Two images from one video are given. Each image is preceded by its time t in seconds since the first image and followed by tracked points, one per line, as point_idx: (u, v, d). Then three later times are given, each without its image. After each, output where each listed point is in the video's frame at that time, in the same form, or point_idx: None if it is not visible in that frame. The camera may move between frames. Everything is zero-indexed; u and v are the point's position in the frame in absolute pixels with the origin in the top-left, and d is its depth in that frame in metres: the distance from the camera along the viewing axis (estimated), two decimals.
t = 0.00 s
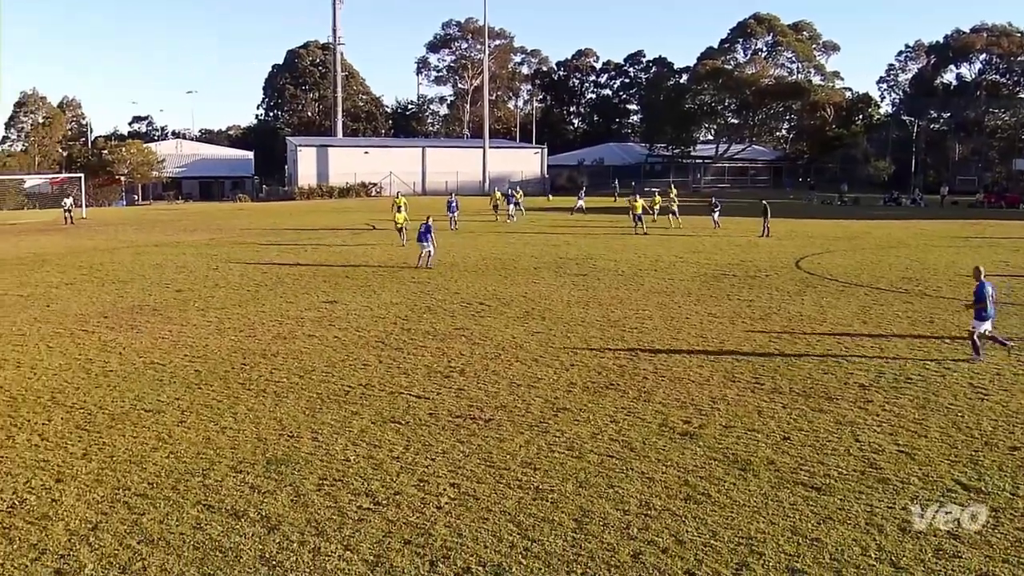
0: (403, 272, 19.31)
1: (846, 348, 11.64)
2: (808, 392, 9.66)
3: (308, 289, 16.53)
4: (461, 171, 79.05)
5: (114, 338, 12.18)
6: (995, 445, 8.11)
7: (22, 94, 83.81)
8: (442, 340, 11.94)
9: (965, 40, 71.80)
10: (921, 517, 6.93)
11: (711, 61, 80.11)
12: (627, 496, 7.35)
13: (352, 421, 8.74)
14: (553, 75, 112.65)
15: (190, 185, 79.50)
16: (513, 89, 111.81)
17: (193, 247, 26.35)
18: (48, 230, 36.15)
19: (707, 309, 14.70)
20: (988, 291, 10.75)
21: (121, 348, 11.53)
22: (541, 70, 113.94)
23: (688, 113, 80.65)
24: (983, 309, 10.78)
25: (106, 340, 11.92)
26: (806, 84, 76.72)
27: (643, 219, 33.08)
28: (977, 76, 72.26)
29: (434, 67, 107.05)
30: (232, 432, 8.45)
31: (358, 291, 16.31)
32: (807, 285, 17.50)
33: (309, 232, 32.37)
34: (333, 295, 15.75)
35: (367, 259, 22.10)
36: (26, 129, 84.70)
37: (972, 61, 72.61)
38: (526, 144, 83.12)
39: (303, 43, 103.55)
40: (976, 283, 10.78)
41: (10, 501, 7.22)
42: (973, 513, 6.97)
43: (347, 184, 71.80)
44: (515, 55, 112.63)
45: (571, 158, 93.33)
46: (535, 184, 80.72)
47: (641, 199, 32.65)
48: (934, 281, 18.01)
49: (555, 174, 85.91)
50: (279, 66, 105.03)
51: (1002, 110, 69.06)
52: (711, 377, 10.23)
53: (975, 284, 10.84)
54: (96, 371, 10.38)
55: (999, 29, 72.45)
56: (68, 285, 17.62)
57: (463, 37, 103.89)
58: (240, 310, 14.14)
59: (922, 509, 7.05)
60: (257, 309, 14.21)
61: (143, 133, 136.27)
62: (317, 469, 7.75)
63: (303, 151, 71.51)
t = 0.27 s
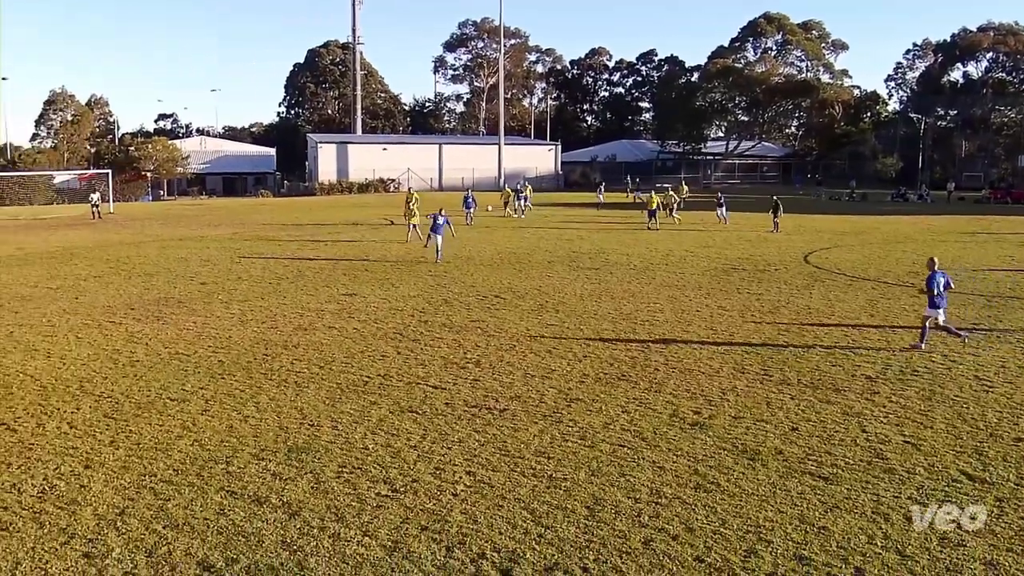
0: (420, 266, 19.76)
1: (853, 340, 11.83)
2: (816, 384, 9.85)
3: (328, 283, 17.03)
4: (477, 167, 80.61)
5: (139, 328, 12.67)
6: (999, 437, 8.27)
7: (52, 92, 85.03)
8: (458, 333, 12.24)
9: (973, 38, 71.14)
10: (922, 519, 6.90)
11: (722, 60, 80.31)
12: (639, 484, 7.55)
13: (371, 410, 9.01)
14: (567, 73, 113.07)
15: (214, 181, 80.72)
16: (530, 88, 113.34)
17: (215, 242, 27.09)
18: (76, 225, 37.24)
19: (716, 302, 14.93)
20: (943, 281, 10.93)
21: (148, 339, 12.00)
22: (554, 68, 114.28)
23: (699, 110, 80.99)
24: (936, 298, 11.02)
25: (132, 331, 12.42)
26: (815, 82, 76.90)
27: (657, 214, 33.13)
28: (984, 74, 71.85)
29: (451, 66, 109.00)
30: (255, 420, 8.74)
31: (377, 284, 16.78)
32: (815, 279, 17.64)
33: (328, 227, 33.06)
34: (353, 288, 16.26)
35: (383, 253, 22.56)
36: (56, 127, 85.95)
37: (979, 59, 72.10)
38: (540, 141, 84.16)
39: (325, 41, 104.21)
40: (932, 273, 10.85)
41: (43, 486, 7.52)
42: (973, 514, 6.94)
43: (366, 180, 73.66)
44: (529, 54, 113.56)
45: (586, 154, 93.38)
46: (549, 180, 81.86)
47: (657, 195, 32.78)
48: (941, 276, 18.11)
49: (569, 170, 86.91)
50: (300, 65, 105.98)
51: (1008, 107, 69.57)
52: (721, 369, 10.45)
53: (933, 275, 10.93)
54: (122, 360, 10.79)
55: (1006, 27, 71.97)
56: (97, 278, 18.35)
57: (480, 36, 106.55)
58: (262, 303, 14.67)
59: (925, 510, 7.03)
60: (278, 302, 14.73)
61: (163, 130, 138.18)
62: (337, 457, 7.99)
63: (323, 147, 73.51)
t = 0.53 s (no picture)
0: (438, 259, 20.29)
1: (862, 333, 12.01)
2: (825, 375, 10.07)
3: (350, 277, 17.59)
4: (494, 164, 82.68)
5: (167, 319, 13.26)
6: (1005, 427, 8.42)
7: (82, 91, 85.42)
8: (475, 326, 12.59)
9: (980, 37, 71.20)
10: (921, 519, 6.90)
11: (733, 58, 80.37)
12: (651, 472, 7.76)
13: (390, 400, 9.32)
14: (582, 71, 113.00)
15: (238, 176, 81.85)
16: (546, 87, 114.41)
17: (239, 237, 27.94)
18: (105, 221, 38.39)
19: (726, 294, 15.18)
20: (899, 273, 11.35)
21: (175, 329, 12.56)
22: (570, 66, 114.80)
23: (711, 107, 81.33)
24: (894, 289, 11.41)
25: (160, 321, 13.01)
26: (824, 79, 76.52)
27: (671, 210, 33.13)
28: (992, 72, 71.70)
29: (469, 64, 110.53)
30: (278, 408, 9.08)
31: (398, 278, 17.33)
32: (824, 273, 17.79)
33: (347, 221, 33.85)
34: (373, 281, 16.85)
35: (400, 247, 23.12)
36: (86, 125, 86.03)
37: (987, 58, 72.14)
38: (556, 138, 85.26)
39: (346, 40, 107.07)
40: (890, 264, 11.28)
41: (73, 472, 7.80)
42: (973, 515, 6.92)
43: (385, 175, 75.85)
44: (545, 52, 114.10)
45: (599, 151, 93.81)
46: (564, 176, 83.24)
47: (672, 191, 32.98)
48: (948, 270, 18.21)
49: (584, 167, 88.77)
50: (322, 64, 108.89)
51: (1017, 105, 68.35)
52: (732, 361, 10.69)
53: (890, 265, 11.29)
54: (151, 350, 11.31)
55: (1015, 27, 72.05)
56: (128, 272, 19.16)
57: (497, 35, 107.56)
58: (286, 296, 15.30)
59: (923, 512, 7.01)
60: (301, 295, 15.35)
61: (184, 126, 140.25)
62: (357, 445, 8.26)
63: (345, 143, 76.18)
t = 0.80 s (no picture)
0: (454, 254, 20.61)
1: (870, 327, 12.13)
2: (835, 369, 10.23)
3: (369, 271, 17.93)
4: (509, 161, 84.16)
5: (191, 312, 13.71)
6: (1012, 421, 8.53)
7: (109, 89, 86.90)
8: (490, 320, 12.87)
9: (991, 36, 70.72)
10: (921, 520, 6.88)
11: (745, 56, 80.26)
12: (663, 464, 7.92)
13: (408, 391, 9.60)
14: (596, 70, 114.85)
15: (261, 173, 83.95)
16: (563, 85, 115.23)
17: (260, 231, 28.55)
18: (129, 216, 39.18)
19: (736, 288, 15.35)
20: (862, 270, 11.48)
21: (199, 322, 13.02)
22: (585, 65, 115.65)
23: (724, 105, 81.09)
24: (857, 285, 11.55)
25: (184, 314, 13.47)
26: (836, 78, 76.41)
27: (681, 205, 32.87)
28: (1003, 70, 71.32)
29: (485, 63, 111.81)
30: (299, 399, 9.38)
31: (415, 272, 17.69)
32: (834, 268, 17.90)
33: (365, 217, 34.42)
34: (391, 275, 17.23)
35: (417, 243, 23.48)
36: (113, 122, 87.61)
37: (998, 56, 71.50)
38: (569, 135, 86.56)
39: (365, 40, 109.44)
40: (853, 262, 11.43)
41: (99, 460, 8.03)
42: (972, 516, 6.92)
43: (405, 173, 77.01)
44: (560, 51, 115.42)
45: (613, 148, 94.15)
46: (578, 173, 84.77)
47: (679, 187, 33.02)
48: (956, 265, 18.28)
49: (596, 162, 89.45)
50: (342, 63, 111.41)
51: None
52: (742, 354, 10.88)
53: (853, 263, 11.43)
54: (175, 342, 11.74)
55: None
56: (153, 265, 19.70)
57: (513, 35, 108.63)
58: (307, 289, 15.76)
59: (924, 512, 7.01)
60: (322, 289, 15.81)
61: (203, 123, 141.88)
62: (376, 435, 8.50)
63: (365, 140, 76.49)
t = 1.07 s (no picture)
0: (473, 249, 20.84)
1: (884, 323, 12.20)
2: (848, 364, 10.34)
3: (388, 266, 18.20)
4: (527, 158, 84.46)
5: (215, 307, 14.05)
6: None
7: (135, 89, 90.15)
8: (507, 315, 13.08)
9: (1005, 34, 70.07)
10: (919, 520, 6.89)
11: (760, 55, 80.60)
12: (677, 456, 8.06)
13: (427, 384, 9.82)
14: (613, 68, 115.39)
15: (284, 170, 85.59)
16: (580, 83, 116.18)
17: (281, 227, 28.99)
18: (155, 211, 39.85)
19: (750, 284, 15.44)
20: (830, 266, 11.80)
21: (223, 316, 13.37)
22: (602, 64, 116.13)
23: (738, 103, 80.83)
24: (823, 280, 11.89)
25: (209, 309, 13.84)
26: (850, 77, 77.07)
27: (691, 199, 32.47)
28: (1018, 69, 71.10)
29: (503, 62, 113.34)
30: (321, 392, 9.62)
31: (434, 267, 17.95)
32: (847, 264, 17.97)
33: (383, 213, 34.81)
34: (411, 270, 17.50)
35: (434, 237, 23.68)
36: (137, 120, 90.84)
37: (1013, 54, 71.00)
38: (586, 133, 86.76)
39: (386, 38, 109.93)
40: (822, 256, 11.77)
41: (126, 450, 8.25)
42: (972, 515, 6.94)
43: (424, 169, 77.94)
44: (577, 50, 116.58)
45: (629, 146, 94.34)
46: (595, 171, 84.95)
47: (690, 183, 32.99)
48: (969, 262, 18.28)
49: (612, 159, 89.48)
50: (363, 62, 112.49)
51: None
52: (756, 349, 11.01)
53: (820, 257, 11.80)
54: (200, 335, 12.10)
55: None
56: (179, 260, 20.12)
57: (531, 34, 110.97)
58: (328, 285, 16.09)
59: (920, 512, 7.01)
60: (343, 283, 16.12)
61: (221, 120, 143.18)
62: (396, 427, 8.69)
63: (385, 139, 77.75)
